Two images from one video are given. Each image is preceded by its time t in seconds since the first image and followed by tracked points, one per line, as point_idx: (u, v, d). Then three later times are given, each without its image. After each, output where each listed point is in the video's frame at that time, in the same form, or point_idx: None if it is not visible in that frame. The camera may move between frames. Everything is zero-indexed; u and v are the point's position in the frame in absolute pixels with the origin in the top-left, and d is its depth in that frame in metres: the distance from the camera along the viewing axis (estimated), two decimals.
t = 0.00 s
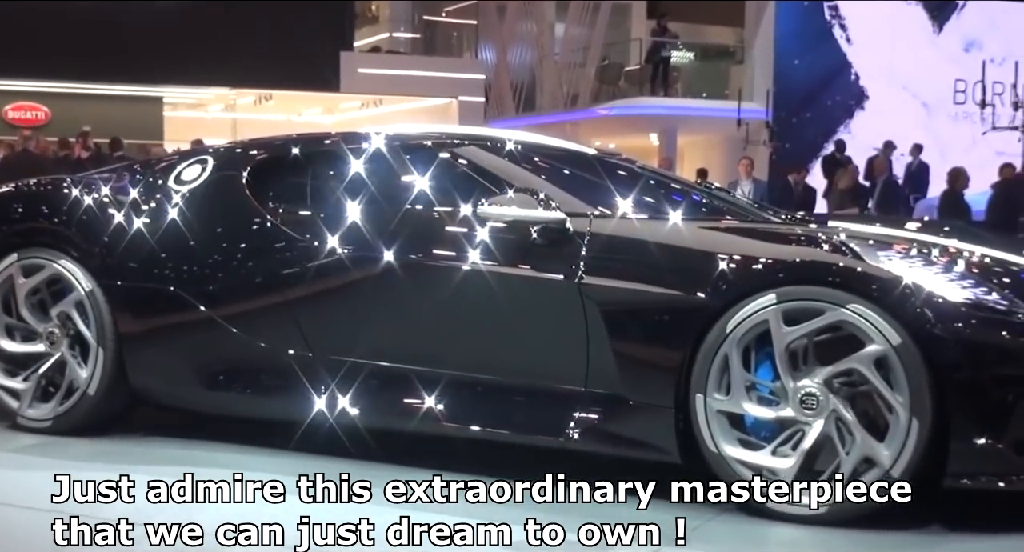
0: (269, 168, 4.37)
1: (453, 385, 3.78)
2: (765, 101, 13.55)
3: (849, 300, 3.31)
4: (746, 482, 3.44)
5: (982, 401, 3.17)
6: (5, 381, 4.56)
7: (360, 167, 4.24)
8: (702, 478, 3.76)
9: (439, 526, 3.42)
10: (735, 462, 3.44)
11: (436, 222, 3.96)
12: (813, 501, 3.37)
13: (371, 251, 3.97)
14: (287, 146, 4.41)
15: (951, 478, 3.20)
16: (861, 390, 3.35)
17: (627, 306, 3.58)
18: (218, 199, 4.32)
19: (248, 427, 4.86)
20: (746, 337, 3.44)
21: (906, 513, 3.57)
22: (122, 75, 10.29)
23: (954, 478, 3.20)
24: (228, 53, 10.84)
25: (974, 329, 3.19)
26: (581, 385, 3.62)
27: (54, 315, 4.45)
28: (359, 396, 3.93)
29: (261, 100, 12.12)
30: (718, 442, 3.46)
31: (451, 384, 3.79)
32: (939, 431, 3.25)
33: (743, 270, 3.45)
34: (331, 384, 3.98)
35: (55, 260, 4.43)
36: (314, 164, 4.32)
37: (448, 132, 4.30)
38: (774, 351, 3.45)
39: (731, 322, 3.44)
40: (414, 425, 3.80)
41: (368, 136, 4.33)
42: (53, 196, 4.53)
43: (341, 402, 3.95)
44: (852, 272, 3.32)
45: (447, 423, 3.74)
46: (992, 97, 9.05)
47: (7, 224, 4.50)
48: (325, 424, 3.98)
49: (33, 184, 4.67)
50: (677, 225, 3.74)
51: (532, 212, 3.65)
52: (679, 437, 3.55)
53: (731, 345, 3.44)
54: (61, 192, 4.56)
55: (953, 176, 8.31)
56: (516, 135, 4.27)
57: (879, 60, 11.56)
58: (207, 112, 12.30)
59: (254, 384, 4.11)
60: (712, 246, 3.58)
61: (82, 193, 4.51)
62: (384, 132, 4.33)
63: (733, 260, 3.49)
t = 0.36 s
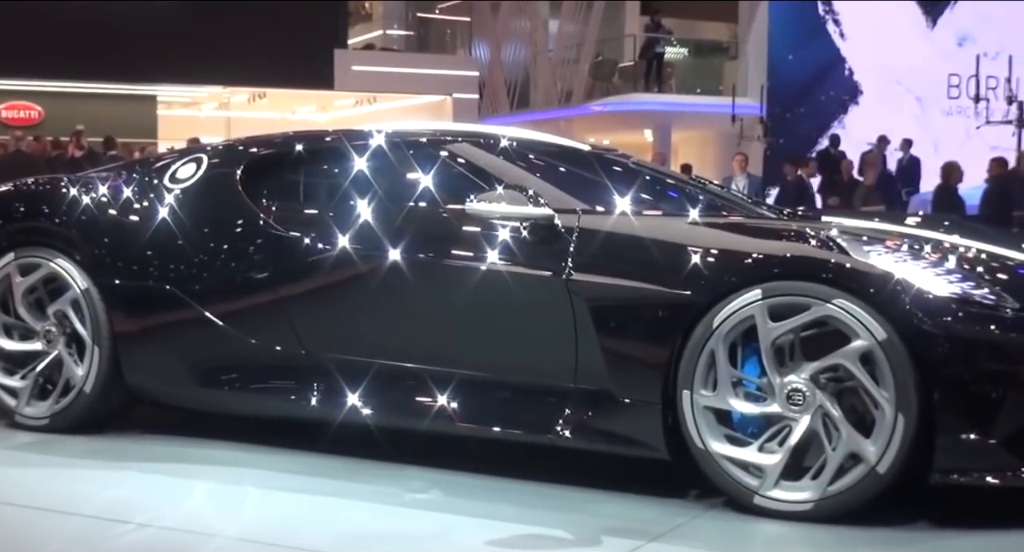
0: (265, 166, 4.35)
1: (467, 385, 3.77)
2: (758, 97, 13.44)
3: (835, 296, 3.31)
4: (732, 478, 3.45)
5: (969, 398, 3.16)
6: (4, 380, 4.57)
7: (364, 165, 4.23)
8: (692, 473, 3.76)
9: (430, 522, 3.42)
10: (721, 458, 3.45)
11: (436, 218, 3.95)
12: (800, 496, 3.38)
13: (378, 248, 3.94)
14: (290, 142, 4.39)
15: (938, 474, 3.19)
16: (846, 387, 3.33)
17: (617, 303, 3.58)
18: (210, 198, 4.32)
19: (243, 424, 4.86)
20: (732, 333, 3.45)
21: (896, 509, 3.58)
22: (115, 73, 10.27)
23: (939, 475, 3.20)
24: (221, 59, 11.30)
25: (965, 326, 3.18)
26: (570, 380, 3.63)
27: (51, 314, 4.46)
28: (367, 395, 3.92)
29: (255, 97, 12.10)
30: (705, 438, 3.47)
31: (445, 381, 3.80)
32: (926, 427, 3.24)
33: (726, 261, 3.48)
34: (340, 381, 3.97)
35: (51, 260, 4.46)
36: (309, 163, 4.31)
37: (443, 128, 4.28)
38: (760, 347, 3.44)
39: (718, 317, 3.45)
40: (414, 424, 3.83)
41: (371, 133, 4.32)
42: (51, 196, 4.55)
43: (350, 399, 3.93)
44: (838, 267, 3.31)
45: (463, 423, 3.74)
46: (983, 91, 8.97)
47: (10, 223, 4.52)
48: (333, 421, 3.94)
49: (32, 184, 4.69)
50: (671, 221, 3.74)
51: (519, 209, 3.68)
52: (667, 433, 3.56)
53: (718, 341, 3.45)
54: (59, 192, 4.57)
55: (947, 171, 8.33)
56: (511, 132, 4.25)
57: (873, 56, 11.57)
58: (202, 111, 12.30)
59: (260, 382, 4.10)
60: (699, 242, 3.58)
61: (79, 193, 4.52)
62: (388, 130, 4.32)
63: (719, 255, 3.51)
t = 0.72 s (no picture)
0: (259, 160, 4.34)
1: (480, 380, 3.73)
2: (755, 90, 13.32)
3: (819, 289, 3.28)
4: (717, 472, 3.44)
5: (957, 392, 3.13)
6: (2, 373, 4.59)
7: (369, 157, 4.20)
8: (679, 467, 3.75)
9: (417, 515, 3.41)
10: (707, 452, 3.44)
11: (428, 207, 3.92)
12: (786, 490, 3.37)
13: (389, 241, 3.89)
14: (298, 134, 4.36)
15: (925, 469, 3.18)
16: (831, 380, 3.31)
17: (605, 296, 3.55)
18: (202, 191, 4.31)
19: (236, 417, 4.86)
20: (717, 326, 3.42)
21: (884, 502, 3.57)
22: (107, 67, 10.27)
23: (926, 469, 3.18)
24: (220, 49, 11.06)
25: (959, 323, 3.13)
26: (559, 373, 3.61)
27: (48, 307, 4.48)
28: (378, 390, 3.88)
29: (249, 89, 12.03)
30: (690, 432, 3.46)
31: (434, 376, 3.80)
32: (911, 421, 3.21)
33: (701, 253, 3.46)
34: (347, 375, 3.94)
35: (48, 253, 4.46)
36: (307, 156, 4.29)
37: (439, 121, 4.25)
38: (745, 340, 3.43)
39: (703, 312, 3.43)
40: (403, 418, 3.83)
41: (372, 126, 4.29)
42: (50, 189, 4.55)
43: (358, 392, 3.90)
44: (823, 261, 3.29)
45: (481, 420, 3.69)
46: (978, 84, 9.43)
47: (12, 215, 4.51)
48: (341, 415, 3.92)
49: (32, 176, 4.69)
50: (664, 215, 3.71)
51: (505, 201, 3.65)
52: (653, 427, 3.55)
53: (703, 335, 3.42)
54: (58, 185, 4.57)
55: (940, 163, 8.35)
56: (505, 125, 4.22)
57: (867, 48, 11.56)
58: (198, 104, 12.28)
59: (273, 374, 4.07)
60: (686, 235, 3.55)
61: (77, 186, 4.51)
62: (386, 124, 4.27)
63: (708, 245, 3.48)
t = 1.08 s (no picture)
0: (255, 153, 4.33)
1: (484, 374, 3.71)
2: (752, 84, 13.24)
3: (806, 283, 3.27)
4: (703, 466, 3.43)
5: (942, 387, 3.12)
6: (3, 364, 4.59)
7: (373, 151, 4.17)
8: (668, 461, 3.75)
9: (404, 508, 3.41)
10: (694, 446, 3.43)
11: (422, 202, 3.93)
12: (772, 485, 3.35)
13: (404, 234, 3.85)
14: (309, 126, 4.33)
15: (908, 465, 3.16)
16: (817, 375, 3.29)
17: (595, 290, 3.55)
18: (200, 185, 4.31)
19: (233, 409, 4.86)
20: (704, 321, 3.42)
21: (874, 496, 3.55)
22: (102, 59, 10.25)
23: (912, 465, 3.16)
24: (222, 41, 11.12)
25: (950, 318, 3.12)
26: (550, 368, 3.61)
27: (47, 299, 4.48)
28: (390, 390, 3.84)
29: (246, 82, 11.99)
30: (677, 427, 3.44)
31: (428, 368, 3.80)
32: (897, 417, 3.19)
33: (673, 243, 3.49)
34: (357, 368, 3.91)
35: (47, 245, 4.46)
36: (307, 148, 4.27)
37: (440, 115, 4.23)
38: (732, 335, 3.42)
39: (691, 306, 3.42)
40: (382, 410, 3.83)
41: (376, 119, 4.28)
42: (51, 182, 4.55)
43: (367, 386, 3.87)
44: (814, 257, 3.26)
45: (503, 418, 3.63)
46: (977, 78, 9.42)
47: (15, 207, 4.51)
48: (349, 410, 3.89)
49: (33, 169, 4.69)
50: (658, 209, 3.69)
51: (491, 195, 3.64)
52: (641, 421, 3.54)
53: (690, 329, 3.42)
54: (59, 178, 4.57)
55: (935, 158, 8.33)
56: (501, 119, 4.20)
57: (865, 42, 11.54)
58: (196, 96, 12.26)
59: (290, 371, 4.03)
60: (672, 229, 3.54)
61: (78, 180, 4.52)
62: (389, 117, 4.26)
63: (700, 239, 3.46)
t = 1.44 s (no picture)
0: (253, 149, 4.33)
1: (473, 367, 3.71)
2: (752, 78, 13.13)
3: (796, 280, 3.25)
4: (692, 462, 3.42)
5: (932, 384, 3.10)
6: (5, 355, 4.60)
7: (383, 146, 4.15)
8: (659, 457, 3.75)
9: (394, 503, 3.40)
10: (684, 443, 3.42)
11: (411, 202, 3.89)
12: (761, 482, 3.35)
13: (421, 232, 3.80)
14: (321, 121, 4.33)
15: (895, 463, 3.15)
16: (806, 372, 3.28)
17: (588, 286, 3.54)
18: (200, 179, 4.31)
19: (234, 402, 4.86)
20: (695, 317, 3.40)
21: (866, 494, 3.53)
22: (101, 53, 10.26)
23: (901, 464, 3.15)
24: (221, 34, 11.08)
25: (947, 317, 3.09)
26: (544, 363, 3.61)
27: (50, 292, 4.49)
28: (406, 386, 3.80)
29: (248, 76, 12.00)
30: (667, 423, 3.44)
31: (424, 362, 3.80)
32: (887, 414, 3.18)
33: (675, 241, 3.45)
34: (368, 362, 3.88)
35: (49, 239, 4.48)
36: (313, 142, 4.27)
37: (450, 110, 4.20)
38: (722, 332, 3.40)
39: (681, 302, 3.39)
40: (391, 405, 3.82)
41: (384, 114, 4.26)
42: (56, 175, 4.56)
43: (379, 380, 3.84)
44: (804, 253, 3.25)
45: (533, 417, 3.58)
46: (977, 75, 9.39)
47: (23, 200, 4.51)
48: (363, 406, 3.85)
49: (38, 163, 4.70)
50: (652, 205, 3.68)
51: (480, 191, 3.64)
52: (632, 417, 3.53)
53: (681, 325, 3.40)
54: (63, 172, 4.58)
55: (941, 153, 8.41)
56: (501, 116, 4.17)
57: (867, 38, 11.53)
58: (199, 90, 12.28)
59: (313, 366, 3.98)
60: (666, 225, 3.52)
61: (83, 174, 4.52)
62: (395, 112, 4.24)
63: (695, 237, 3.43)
